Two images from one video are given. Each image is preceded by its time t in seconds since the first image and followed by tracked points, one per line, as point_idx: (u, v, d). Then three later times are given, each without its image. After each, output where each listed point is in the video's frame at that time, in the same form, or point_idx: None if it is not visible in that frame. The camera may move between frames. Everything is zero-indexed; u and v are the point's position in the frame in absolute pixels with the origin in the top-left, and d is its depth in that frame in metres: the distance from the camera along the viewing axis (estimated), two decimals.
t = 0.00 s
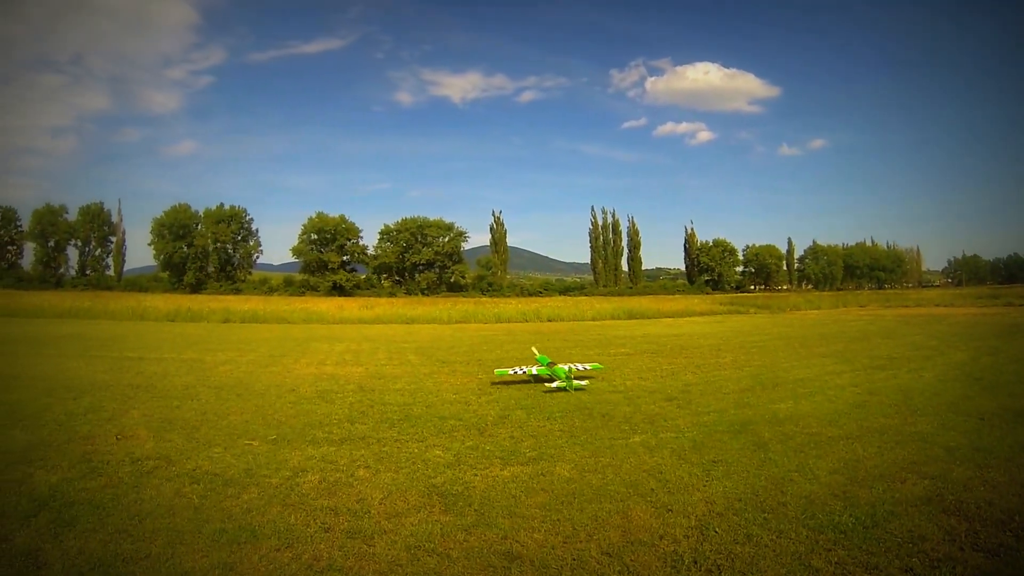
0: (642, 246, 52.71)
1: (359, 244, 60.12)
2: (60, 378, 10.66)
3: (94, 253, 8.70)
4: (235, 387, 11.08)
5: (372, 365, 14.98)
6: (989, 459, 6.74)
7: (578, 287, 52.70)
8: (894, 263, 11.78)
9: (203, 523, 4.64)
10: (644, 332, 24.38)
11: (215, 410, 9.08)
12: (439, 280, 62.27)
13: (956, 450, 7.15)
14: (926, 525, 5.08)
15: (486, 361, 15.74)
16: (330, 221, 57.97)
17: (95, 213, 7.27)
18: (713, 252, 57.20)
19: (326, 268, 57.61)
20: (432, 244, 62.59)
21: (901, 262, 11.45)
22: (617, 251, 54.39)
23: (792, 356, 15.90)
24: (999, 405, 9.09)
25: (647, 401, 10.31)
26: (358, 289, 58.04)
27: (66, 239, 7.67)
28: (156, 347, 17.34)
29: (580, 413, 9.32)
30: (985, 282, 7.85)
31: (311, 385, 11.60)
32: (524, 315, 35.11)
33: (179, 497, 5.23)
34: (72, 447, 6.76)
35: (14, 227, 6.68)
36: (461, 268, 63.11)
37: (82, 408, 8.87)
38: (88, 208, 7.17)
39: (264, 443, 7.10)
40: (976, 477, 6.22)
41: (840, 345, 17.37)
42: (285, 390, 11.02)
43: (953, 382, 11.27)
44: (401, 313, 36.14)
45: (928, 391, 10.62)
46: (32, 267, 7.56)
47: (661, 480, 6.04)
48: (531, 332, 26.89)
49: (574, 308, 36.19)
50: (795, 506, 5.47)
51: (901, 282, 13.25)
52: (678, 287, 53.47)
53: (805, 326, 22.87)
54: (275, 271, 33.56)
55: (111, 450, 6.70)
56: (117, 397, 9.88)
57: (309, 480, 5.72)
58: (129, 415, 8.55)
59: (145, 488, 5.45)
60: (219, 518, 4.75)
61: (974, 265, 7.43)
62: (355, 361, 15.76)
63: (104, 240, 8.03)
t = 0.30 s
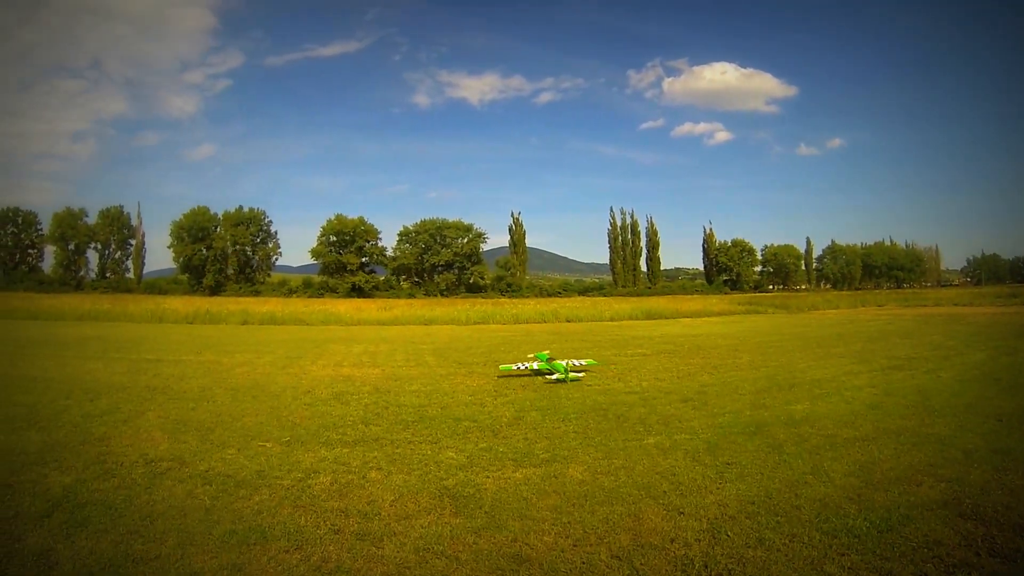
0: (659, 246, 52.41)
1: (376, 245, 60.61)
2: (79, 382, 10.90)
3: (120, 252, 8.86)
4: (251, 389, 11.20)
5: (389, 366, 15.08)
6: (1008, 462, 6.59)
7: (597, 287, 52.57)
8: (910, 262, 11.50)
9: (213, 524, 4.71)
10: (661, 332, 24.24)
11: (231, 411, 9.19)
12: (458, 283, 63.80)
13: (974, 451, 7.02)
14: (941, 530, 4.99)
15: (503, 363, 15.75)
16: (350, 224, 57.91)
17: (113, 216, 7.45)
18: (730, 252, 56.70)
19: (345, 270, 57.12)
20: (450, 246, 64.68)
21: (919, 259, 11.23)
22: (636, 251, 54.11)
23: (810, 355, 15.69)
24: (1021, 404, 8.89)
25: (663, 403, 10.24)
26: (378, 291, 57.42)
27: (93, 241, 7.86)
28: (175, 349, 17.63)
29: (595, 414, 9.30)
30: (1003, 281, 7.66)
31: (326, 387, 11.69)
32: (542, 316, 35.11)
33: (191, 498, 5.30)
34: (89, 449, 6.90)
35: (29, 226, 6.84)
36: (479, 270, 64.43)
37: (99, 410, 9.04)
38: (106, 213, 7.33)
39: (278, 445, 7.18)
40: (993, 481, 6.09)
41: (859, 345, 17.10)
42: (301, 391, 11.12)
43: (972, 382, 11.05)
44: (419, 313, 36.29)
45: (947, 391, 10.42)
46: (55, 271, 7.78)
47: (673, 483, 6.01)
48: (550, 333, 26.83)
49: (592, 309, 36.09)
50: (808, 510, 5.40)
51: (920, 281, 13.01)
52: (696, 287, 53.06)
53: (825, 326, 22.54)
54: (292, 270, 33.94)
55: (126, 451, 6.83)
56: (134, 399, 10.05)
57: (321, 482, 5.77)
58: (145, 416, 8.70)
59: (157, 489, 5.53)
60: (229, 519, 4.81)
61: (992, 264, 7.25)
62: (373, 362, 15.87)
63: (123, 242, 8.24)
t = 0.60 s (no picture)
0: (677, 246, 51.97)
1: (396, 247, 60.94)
2: (100, 385, 11.10)
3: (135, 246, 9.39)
4: (268, 391, 11.31)
5: (407, 368, 15.13)
6: None
7: (617, 288, 52.44)
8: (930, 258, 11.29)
9: (225, 525, 4.76)
10: (680, 333, 24.07)
11: (247, 413, 9.29)
12: (478, 283, 63.32)
13: (994, 454, 6.87)
14: (958, 534, 4.90)
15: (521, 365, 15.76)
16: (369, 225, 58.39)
17: (134, 220, 7.68)
18: (750, 252, 56.20)
19: (366, 272, 57.94)
20: (470, 247, 64.69)
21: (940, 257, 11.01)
22: (656, 253, 53.81)
23: (830, 356, 15.48)
24: None
25: (679, 404, 10.18)
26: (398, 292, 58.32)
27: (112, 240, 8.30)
28: (194, 351, 17.86)
29: (611, 416, 9.25)
30: None
31: (343, 389, 11.77)
32: (561, 317, 35.02)
33: (204, 499, 5.37)
34: (106, 450, 7.02)
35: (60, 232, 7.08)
36: (500, 271, 64.24)
37: (117, 412, 9.20)
38: (129, 215, 7.48)
39: (293, 447, 7.24)
40: (1014, 484, 5.95)
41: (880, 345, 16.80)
42: (318, 393, 11.21)
43: (995, 382, 10.81)
44: (438, 315, 36.41)
45: (969, 392, 10.20)
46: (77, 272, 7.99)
47: (687, 485, 5.96)
48: (569, 334, 26.72)
49: (611, 310, 36.00)
50: (823, 513, 5.32)
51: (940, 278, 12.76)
52: (717, 288, 52.58)
53: (846, 326, 22.20)
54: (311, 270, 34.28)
55: (142, 452, 6.94)
56: (152, 400, 10.21)
57: (334, 484, 5.81)
58: (161, 418, 8.82)
59: (171, 490, 5.61)
60: (241, 520, 4.86)
61: (1013, 262, 7.08)
62: (391, 364, 15.95)
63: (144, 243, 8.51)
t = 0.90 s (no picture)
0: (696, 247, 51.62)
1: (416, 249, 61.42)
2: (121, 388, 11.35)
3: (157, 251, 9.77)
4: (286, 394, 11.45)
5: (426, 370, 15.22)
6: None
7: (637, 290, 52.29)
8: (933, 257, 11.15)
9: (239, 527, 4.82)
10: (699, 335, 23.92)
11: (264, 415, 9.40)
12: (500, 285, 64.70)
13: (1016, 457, 6.71)
14: (978, 539, 4.79)
15: (540, 367, 15.78)
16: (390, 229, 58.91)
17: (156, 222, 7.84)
18: (771, 253, 55.56)
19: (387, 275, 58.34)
20: (492, 249, 65.63)
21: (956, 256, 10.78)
22: (676, 254, 53.49)
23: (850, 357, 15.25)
24: None
25: (696, 406, 10.11)
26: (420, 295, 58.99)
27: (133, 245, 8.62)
28: (213, 354, 18.12)
29: (628, 418, 9.21)
30: None
31: (361, 391, 11.86)
32: (580, 318, 35.05)
33: (219, 501, 5.44)
34: (124, 452, 7.16)
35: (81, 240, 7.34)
36: (522, 273, 65.08)
37: (136, 414, 9.37)
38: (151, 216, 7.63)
39: (308, 449, 7.32)
40: None
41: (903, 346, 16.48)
42: (336, 395, 11.31)
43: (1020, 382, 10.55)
44: (458, 317, 36.56)
45: (994, 392, 9.97)
46: (100, 276, 8.18)
47: (702, 489, 5.91)
48: (588, 336, 26.69)
49: (631, 312, 35.87)
50: (839, 518, 5.24)
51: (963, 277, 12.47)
52: (737, 289, 52.01)
53: (869, 326, 21.82)
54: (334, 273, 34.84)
55: (159, 454, 7.05)
56: (171, 402, 10.38)
57: (348, 487, 5.85)
58: (180, 420, 8.98)
59: (187, 492, 5.70)
60: (255, 522, 4.92)
61: None
62: (410, 366, 16.07)
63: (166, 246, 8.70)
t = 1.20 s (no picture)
0: (717, 248, 50.99)
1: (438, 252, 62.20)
2: (143, 390, 11.54)
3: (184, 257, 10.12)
4: (306, 397, 11.54)
5: (446, 373, 15.24)
6: None
7: (659, 293, 51.85)
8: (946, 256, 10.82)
9: (255, 529, 4.86)
10: (721, 337, 23.65)
11: (283, 418, 9.47)
12: (522, 288, 64.57)
13: None
14: (1002, 546, 4.66)
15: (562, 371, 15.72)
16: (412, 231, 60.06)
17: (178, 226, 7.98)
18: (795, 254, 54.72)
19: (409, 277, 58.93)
20: (514, 253, 65.38)
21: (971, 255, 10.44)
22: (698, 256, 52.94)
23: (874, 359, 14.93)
24: None
25: (716, 410, 10.00)
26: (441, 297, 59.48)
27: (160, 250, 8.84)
28: (234, 356, 18.35)
29: (647, 422, 9.12)
30: None
31: (381, 394, 11.91)
32: (602, 322, 34.88)
33: (236, 503, 5.49)
34: (144, 453, 7.28)
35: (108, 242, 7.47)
36: (543, 276, 64.88)
37: (157, 416, 9.52)
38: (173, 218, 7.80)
39: (327, 452, 7.36)
40: None
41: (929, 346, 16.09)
42: (356, 398, 11.38)
43: None
44: (479, 320, 36.59)
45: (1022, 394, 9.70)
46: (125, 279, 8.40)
47: (720, 494, 5.83)
48: (610, 339, 26.53)
49: (652, 314, 35.64)
50: (859, 523, 5.12)
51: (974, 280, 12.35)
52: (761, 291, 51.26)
53: (895, 327, 21.36)
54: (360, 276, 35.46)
55: (178, 456, 7.14)
56: (191, 404, 10.52)
57: (365, 490, 5.87)
58: (200, 422, 9.09)
59: (204, 494, 5.76)
60: (271, 525, 4.95)
61: None
62: (430, 370, 16.09)
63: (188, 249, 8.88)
